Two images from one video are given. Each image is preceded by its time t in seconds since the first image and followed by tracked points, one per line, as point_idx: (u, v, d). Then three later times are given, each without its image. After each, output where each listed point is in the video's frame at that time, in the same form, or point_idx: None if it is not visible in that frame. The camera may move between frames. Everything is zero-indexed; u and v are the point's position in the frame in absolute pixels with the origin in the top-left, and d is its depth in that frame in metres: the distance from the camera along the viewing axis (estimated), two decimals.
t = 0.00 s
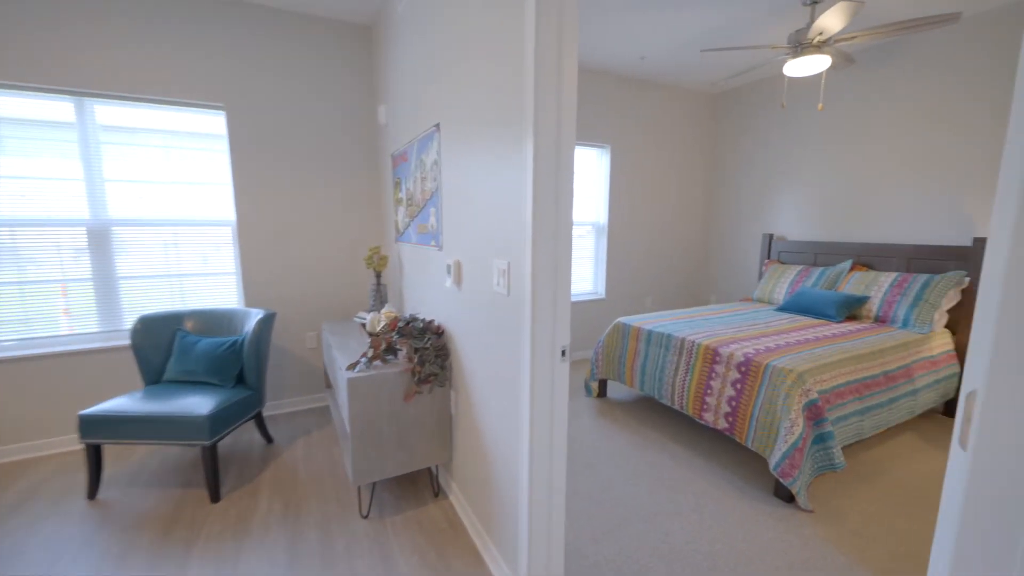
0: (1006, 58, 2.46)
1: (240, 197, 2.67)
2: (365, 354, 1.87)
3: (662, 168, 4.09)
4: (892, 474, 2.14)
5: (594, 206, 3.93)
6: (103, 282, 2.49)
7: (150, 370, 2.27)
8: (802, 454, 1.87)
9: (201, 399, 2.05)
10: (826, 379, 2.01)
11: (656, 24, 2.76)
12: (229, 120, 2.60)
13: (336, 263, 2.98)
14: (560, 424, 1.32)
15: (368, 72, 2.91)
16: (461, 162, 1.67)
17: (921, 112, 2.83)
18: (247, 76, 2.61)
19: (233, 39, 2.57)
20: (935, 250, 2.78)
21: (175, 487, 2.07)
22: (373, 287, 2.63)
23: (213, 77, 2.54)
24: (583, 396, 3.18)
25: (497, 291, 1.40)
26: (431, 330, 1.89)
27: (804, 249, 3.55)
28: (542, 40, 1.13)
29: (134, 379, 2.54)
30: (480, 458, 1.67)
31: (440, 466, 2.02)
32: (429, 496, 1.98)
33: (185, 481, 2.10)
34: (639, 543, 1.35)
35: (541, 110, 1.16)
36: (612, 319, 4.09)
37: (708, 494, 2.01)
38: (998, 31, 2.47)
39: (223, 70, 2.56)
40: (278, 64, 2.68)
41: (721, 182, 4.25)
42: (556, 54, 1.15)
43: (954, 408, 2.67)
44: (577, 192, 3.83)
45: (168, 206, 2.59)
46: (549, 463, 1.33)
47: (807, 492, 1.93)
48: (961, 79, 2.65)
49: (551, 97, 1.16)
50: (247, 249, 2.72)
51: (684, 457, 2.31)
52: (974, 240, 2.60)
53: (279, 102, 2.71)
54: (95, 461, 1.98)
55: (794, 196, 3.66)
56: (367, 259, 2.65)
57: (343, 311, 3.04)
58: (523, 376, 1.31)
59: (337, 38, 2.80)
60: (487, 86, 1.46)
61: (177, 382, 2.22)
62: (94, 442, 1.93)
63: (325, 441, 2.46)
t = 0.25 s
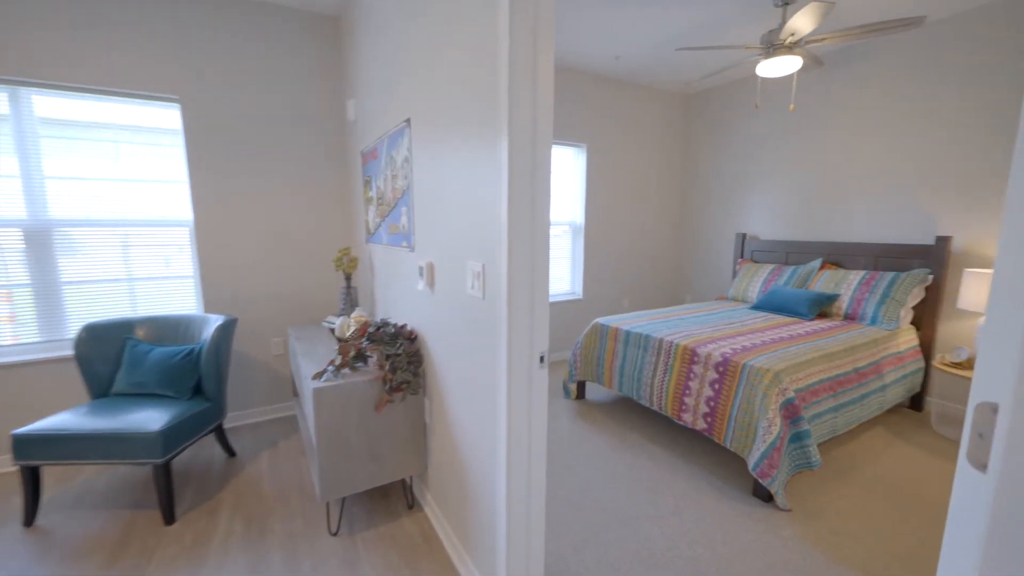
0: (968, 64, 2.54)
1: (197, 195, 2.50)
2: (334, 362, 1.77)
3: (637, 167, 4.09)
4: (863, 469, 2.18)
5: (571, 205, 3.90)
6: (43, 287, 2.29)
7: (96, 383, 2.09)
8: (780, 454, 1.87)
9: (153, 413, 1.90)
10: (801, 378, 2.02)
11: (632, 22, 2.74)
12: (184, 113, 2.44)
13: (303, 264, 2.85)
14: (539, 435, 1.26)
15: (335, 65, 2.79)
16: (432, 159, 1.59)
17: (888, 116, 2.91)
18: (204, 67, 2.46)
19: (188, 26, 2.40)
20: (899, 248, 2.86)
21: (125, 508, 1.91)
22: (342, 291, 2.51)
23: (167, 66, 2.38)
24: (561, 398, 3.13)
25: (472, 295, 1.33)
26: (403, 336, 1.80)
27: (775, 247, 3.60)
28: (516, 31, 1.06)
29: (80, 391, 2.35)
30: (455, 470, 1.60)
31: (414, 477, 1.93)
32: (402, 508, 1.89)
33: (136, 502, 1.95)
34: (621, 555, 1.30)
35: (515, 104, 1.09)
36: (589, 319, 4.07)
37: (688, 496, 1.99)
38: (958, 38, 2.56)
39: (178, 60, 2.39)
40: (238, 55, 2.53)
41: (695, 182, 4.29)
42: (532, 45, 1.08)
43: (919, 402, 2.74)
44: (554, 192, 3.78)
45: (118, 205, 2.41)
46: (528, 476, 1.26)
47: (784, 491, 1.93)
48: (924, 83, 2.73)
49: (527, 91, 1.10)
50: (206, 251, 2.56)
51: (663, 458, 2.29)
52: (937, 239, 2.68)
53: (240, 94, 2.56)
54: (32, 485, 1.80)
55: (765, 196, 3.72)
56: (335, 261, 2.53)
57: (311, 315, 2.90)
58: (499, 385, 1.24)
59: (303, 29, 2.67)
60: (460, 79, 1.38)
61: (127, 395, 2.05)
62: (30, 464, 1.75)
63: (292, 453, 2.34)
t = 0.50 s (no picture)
0: (929, 67, 2.62)
1: (149, 192, 2.34)
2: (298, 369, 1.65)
3: (613, 167, 4.08)
4: (837, 465, 2.21)
5: (548, 204, 3.85)
6: None
7: (33, 397, 1.91)
8: (758, 453, 1.86)
9: (99, 428, 1.74)
10: (778, 376, 2.02)
11: (607, 19, 2.71)
12: (134, 103, 2.27)
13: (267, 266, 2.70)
14: (516, 446, 1.19)
15: (300, 56, 2.66)
16: (401, 153, 1.50)
17: (869, 118, 2.91)
18: (155, 55, 2.29)
19: (137, 11, 2.24)
20: (867, 247, 2.92)
21: (66, 533, 1.75)
22: (309, 293, 2.38)
23: (114, 53, 2.21)
24: (539, 400, 3.08)
25: (443, 298, 1.25)
26: (372, 341, 1.70)
27: (748, 246, 3.63)
28: (487, 14, 0.99)
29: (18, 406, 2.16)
30: (428, 481, 1.51)
31: (385, 489, 1.84)
32: (373, 523, 1.79)
33: (78, 526, 1.78)
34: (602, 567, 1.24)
35: (486, 94, 1.02)
36: (566, 319, 4.03)
37: (668, 498, 1.96)
38: (921, 42, 2.64)
39: (126, 46, 2.23)
40: (193, 43, 2.37)
41: (669, 181, 4.31)
42: (504, 30, 1.01)
43: (887, 397, 2.81)
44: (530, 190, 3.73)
45: (59, 203, 2.22)
46: (505, 488, 1.19)
47: (762, 490, 1.92)
48: (888, 86, 2.80)
49: (499, 79, 1.02)
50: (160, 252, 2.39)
51: (642, 460, 2.26)
52: (902, 237, 2.75)
53: (196, 85, 2.40)
54: None
55: (738, 196, 3.76)
56: (300, 261, 2.40)
57: (277, 319, 2.76)
58: (473, 394, 1.16)
59: (264, 17, 2.53)
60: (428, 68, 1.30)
61: (68, 409, 1.88)
62: None
63: (255, 466, 2.20)
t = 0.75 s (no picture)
0: (893, 70, 2.70)
1: (93, 189, 2.15)
2: (257, 379, 1.53)
3: (589, 165, 4.05)
4: (813, 461, 2.22)
5: (524, 203, 3.79)
6: None
7: None
8: (738, 453, 1.83)
9: (31, 448, 1.57)
10: (755, 375, 2.01)
11: (583, 15, 2.66)
12: (73, 92, 2.08)
13: (227, 268, 2.54)
14: (491, 461, 1.10)
15: (260, 45, 2.50)
16: (366, 146, 1.40)
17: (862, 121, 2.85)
18: (98, 40, 2.11)
19: None
20: (837, 244, 2.97)
21: None
22: (271, 296, 2.24)
23: (49, 37, 2.02)
24: (517, 403, 3.01)
25: (411, 301, 1.16)
26: (338, 347, 1.59)
27: (723, 245, 3.64)
28: None
29: None
30: (398, 496, 1.41)
31: (354, 505, 1.72)
32: (341, 540, 1.68)
33: (10, 557, 1.61)
34: None
35: (454, 79, 0.93)
36: (543, 319, 3.98)
37: (649, 501, 1.92)
38: (887, 44, 2.71)
39: (63, 29, 2.04)
40: (142, 28, 2.20)
41: (645, 180, 4.32)
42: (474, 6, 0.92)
43: (858, 392, 2.86)
44: (506, 189, 3.65)
45: None
46: (478, 507, 1.10)
47: (742, 490, 1.91)
48: (857, 86, 2.86)
49: (469, 61, 0.93)
50: (106, 253, 2.21)
51: (622, 462, 2.22)
52: (871, 234, 2.81)
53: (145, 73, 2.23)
54: None
55: (712, 195, 3.78)
56: (261, 262, 2.25)
57: (239, 324, 2.60)
58: (443, 405, 1.07)
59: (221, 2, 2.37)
60: (393, 52, 1.20)
61: None
62: None
63: (213, 482, 2.05)
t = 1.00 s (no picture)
0: (860, 71, 2.74)
1: (19, 184, 1.94)
2: (206, 392, 1.39)
3: (564, 163, 4.01)
4: (789, 460, 2.22)
5: (498, 202, 3.70)
6: None
7: None
8: (718, 456, 1.80)
9: None
10: (733, 375, 1.99)
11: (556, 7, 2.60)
12: None
13: (178, 271, 2.35)
14: (462, 482, 1.01)
15: (213, 30, 2.33)
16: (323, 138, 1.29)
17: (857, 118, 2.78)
18: (24, 19, 1.91)
19: None
20: (807, 243, 3.01)
21: None
22: (226, 300, 2.08)
23: None
24: (493, 407, 2.93)
25: (372, 307, 1.05)
26: (297, 356, 1.47)
27: (696, 244, 3.66)
28: None
29: None
30: (364, 517, 1.30)
31: (317, 526, 1.60)
32: (303, 565, 1.56)
33: None
34: None
35: (414, 60, 0.83)
36: (519, 320, 3.91)
37: (629, 508, 1.87)
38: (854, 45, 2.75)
39: None
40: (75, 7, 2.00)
41: (619, 179, 4.31)
42: None
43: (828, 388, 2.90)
44: (480, 187, 3.56)
45: None
46: (448, 534, 1.00)
47: (721, 493, 1.88)
48: (825, 86, 2.90)
49: (431, 38, 0.84)
50: (36, 255, 2.00)
51: (601, 467, 2.16)
52: (840, 233, 2.85)
53: (80, 57, 2.03)
54: None
55: (685, 194, 3.79)
56: (215, 264, 2.09)
57: (192, 331, 2.42)
58: (408, 423, 0.97)
59: None
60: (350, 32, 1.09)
61: None
62: None
63: (161, 505, 1.88)
